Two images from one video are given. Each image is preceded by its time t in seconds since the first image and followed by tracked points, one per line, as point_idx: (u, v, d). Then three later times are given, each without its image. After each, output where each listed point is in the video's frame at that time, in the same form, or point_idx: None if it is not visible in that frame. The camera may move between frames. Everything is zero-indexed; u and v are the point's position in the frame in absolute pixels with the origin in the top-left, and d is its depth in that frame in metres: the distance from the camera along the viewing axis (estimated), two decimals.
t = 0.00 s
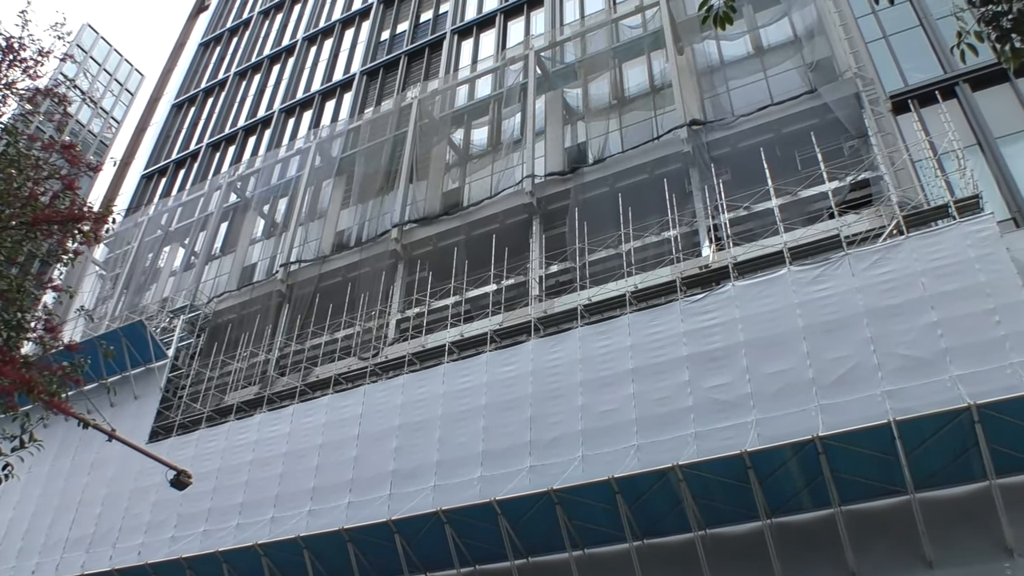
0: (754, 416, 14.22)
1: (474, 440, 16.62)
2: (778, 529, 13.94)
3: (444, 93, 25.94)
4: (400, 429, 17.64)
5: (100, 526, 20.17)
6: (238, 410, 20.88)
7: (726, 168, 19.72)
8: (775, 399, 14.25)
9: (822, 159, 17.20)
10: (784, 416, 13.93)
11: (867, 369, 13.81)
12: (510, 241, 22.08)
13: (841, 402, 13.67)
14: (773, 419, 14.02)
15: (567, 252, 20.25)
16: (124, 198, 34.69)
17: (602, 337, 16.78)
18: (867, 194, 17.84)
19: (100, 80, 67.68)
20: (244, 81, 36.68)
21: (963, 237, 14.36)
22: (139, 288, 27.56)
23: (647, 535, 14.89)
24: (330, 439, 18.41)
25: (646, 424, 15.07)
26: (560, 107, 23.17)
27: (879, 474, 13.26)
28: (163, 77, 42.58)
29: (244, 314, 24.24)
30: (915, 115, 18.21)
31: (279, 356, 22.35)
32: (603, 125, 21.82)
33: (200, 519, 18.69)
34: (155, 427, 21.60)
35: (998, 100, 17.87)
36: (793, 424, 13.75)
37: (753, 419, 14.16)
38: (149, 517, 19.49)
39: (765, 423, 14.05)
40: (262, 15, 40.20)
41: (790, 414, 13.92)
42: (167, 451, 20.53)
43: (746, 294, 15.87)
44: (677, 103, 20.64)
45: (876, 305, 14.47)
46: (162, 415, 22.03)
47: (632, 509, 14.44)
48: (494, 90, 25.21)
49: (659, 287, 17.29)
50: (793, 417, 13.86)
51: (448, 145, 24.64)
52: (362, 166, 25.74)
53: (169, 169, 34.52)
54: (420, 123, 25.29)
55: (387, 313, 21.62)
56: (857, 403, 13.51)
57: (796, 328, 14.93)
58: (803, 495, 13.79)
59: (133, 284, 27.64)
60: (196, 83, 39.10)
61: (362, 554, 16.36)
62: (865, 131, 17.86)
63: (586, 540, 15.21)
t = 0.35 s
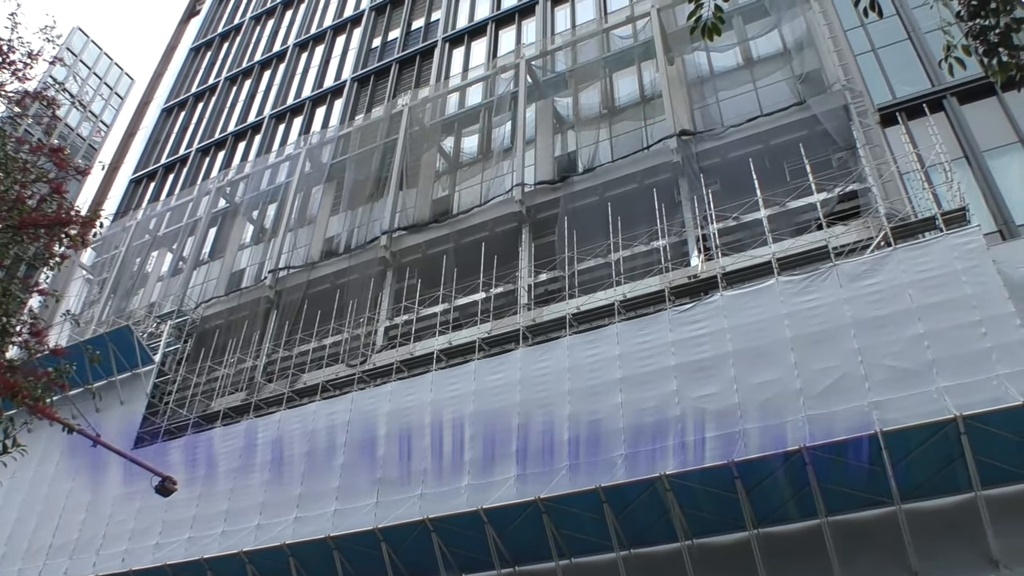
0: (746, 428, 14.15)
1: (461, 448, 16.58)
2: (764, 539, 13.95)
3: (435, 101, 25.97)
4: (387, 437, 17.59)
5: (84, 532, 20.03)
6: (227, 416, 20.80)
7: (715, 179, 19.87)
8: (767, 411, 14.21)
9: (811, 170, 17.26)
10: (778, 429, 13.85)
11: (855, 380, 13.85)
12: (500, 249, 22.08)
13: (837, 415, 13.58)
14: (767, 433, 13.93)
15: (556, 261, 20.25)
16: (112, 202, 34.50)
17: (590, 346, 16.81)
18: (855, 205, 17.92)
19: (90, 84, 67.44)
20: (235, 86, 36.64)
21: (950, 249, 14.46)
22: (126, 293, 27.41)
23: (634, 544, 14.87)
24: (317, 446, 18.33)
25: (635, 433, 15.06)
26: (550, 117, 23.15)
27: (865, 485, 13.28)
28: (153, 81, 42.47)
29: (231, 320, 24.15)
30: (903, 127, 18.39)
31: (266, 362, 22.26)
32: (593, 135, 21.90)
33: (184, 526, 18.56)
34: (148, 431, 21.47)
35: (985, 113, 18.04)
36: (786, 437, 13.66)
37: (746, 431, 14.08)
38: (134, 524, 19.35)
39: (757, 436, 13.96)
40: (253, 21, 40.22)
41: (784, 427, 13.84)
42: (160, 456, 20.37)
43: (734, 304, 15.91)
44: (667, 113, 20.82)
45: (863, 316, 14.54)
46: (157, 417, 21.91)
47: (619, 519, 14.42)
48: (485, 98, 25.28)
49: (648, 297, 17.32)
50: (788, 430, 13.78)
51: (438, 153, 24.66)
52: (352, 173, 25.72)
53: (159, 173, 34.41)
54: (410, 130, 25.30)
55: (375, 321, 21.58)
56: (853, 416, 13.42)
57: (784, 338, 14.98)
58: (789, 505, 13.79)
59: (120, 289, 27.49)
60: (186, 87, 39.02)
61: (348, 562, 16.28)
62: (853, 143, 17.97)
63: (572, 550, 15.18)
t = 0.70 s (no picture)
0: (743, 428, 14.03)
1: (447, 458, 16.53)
2: (749, 551, 13.95)
3: (425, 109, 26.00)
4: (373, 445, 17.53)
5: (66, 539, 19.89)
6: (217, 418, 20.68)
7: (703, 191, 19.95)
8: (764, 412, 14.12)
9: (798, 183, 17.33)
10: (777, 431, 13.71)
11: (841, 394, 13.87)
12: (488, 259, 22.10)
13: (838, 417, 13.45)
14: (768, 437, 13.81)
15: (544, 271, 20.27)
16: (99, 207, 34.30)
17: (577, 357, 16.83)
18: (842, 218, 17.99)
19: (80, 88, 67.23)
20: (225, 91, 36.59)
21: (937, 263, 14.55)
22: (111, 299, 27.27)
23: (620, 555, 14.85)
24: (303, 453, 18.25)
25: (631, 430, 15.00)
26: (540, 126, 23.25)
27: (849, 497, 13.31)
28: (143, 86, 42.35)
29: (218, 326, 24.07)
30: (891, 141, 18.55)
31: (252, 369, 22.16)
32: (582, 145, 21.92)
33: (168, 534, 18.44)
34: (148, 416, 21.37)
35: (971, 127, 18.24)
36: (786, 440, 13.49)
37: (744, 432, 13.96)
38: (116, 530, 19.22)
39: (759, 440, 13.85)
40: (244, 27, 40.21)
41: (783, 428, 13.69)
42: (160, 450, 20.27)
43: (721, 316, 15.95)
44: (656, 124, 20.89)
45: (849, 328, 14.62)
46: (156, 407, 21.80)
47: (604, 529, 14.40)
48: (475, 108, 25.34)
49: (635, 307, 17.36)
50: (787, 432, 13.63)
51: (427, 161, 24.69)
52: (341, 181, 25.72)
53: (147, 178, 34.28)
54: (399, 138, 25.32)
55: (363, 329, 21.53)
56: (853, 416, 13.28)
57: (770, 350, 15.03)
58: (775, 517, 13.81)
59: (106, 294, 27.34)
60: (176, 92, 38.93)
61: (332, 571, 16.19)
62: (841, 156, 18.06)
63: (558, 560, 15.14)
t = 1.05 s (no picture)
0: (743, 419, 14.19)
1: (434, 466, 16.48)
2: (735, 562, 13.94)
3: (415, 117, 26.02)
4: (360, 453, 17.46)
5: (48, 545, 19.73)
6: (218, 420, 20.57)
7: (693, 203, 19.90)
8: (763, 403, 14.28)
9: (787, 195, 17.39)
10: (777, 422, 13.92)
11: (831, 399, 13.92)
12: (477, 267, 22.09)
13: (838, 408, 13.70)
14: (768, 428, 14.06)
15: (533, 280, 20.29)
16: (87, 210, 34.11)
17: (566, 366, 16.84)
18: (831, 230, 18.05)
19: (69, 91, 66.97)
20: (216, 97, 36.53)
21: (924, 276, 14.63)
22: (98, 303, 27.13)
23: (606, 565, 14.82)
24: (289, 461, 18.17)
25: (631, 421, 15.11)
26: (531, 135, 23.32)
27: (836, 509, 13.32)
28: (133, 90, 42.24)
29: (205, 332, 23.97)
30: (879, 154, 18.86)
31: (239, 376, 22.07)
32: (573, 154, 21.97)
33: (152, 540, 18.31)
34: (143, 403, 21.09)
35: (958, 141, 18.42)
36: (786, 432, 13.77)
37: (744, 423, 14.14)
38: (100, 537, 19.08)
39: (759, 431, 14.11)
40: (236, 32, 40.21)
41: (783, 418, 13.90)
42: (160, 441, 19.89)
43: (710, 326, 15.99)
44: (646, 135, 21.00)
45: (837, 340, 14.67)
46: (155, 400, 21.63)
47: (591, 539, 14.37)
48: (466, 116, 25.39)
49: (624, 317, 17.39)
50: (787, 423, 13.87)
51: (417, 169, 24.70)
52: (330, 187, 25.68)
53: (136, 183, 34.14)
54: (390, 146, 25.33)
55: (351, 336, 21.47)
56: (854, 408, 13.57)
57: (758, 360, 15.07)
58: (761, 528, 13.81)
59: (93, 298, 27.19)
60: (166, 97, 38.84)
61: None
62: (830, 168, 18.15)
63: (544, 569, 15.09)
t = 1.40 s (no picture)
0: (743, 418, 14.24)
1: (420, 474, 16.43)
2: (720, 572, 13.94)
3: (405, 125, 26.04)
4: (346, 461, 17.40)
5: (30, 551, 19.57)
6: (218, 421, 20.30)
7: (682, 212, 19.97)
8: (763, 403, 14.34)
9: (775, 206, 17.46)
10: (777, 421, 14.00)
11: (831, 399, 14.01)
12: (465, 275, 22.08)
13: (838, 407, 13.79)
14: (768, 427, 14.14)
15: (521, 288, 20.31)
16: (74, 215, 33.92)
17: (553, 374, 16.85)
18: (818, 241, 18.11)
19: (57, 94, 66.68)
20: (205, 102, 36.45)
21: (910, 288, 14.72)
22: (83, 308, 26.97)
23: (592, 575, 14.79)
24: (274, 468, 18.10)
25: (631, 420, 15.16)
26: (520, 144, 23.38)
27: (821, 520, 13.34)
28: (121, 94, 42.08)
29: (192, 338, 23.87)
30: (866, 167, 19.06)
31: (225, 382, 21.98)
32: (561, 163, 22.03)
33: (135, 548, 18.18)
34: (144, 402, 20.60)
35: (945, 155, 18.58)
36: (786, 431, 13.84)
37: (744, 421, 14.17)
38: (82, 544, 18.94)
39: (759, 430, 14.17)
40: (225, 38, 40.14)
41: (782, 418, 13.98)
42: (161, 440, 19.39)
43: (696, 337, 16.03)
44: (635, 145, 21.09)
45: (823, 351, 14.73)
46: (155, 398, 21.02)
47: (577, 549, 14.34)
48: (455, 124, 25.42)
49: (612, 327, 17.42)
50: (787, 422, 13.95)
51: (406, 177, 24.70)
52: (319, 194, 25.64)
53: (123, 187, 33.97)
54: (379, 153, 25.33)
55: (338, 343, 21.44)
56: (853, 407, 13.67)
57: (745, 371, 15.11)
58: (747, 538, 13.82)
59: (78, 303, 27.03)
60: (155, 101, 38.72)
61: None
62: (817, 180, 18.27)
63: None
